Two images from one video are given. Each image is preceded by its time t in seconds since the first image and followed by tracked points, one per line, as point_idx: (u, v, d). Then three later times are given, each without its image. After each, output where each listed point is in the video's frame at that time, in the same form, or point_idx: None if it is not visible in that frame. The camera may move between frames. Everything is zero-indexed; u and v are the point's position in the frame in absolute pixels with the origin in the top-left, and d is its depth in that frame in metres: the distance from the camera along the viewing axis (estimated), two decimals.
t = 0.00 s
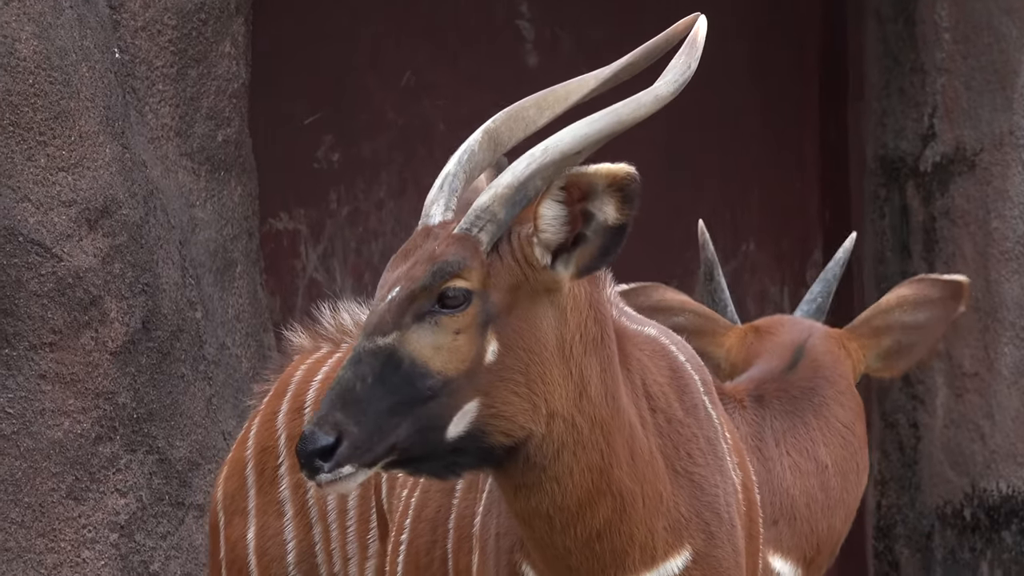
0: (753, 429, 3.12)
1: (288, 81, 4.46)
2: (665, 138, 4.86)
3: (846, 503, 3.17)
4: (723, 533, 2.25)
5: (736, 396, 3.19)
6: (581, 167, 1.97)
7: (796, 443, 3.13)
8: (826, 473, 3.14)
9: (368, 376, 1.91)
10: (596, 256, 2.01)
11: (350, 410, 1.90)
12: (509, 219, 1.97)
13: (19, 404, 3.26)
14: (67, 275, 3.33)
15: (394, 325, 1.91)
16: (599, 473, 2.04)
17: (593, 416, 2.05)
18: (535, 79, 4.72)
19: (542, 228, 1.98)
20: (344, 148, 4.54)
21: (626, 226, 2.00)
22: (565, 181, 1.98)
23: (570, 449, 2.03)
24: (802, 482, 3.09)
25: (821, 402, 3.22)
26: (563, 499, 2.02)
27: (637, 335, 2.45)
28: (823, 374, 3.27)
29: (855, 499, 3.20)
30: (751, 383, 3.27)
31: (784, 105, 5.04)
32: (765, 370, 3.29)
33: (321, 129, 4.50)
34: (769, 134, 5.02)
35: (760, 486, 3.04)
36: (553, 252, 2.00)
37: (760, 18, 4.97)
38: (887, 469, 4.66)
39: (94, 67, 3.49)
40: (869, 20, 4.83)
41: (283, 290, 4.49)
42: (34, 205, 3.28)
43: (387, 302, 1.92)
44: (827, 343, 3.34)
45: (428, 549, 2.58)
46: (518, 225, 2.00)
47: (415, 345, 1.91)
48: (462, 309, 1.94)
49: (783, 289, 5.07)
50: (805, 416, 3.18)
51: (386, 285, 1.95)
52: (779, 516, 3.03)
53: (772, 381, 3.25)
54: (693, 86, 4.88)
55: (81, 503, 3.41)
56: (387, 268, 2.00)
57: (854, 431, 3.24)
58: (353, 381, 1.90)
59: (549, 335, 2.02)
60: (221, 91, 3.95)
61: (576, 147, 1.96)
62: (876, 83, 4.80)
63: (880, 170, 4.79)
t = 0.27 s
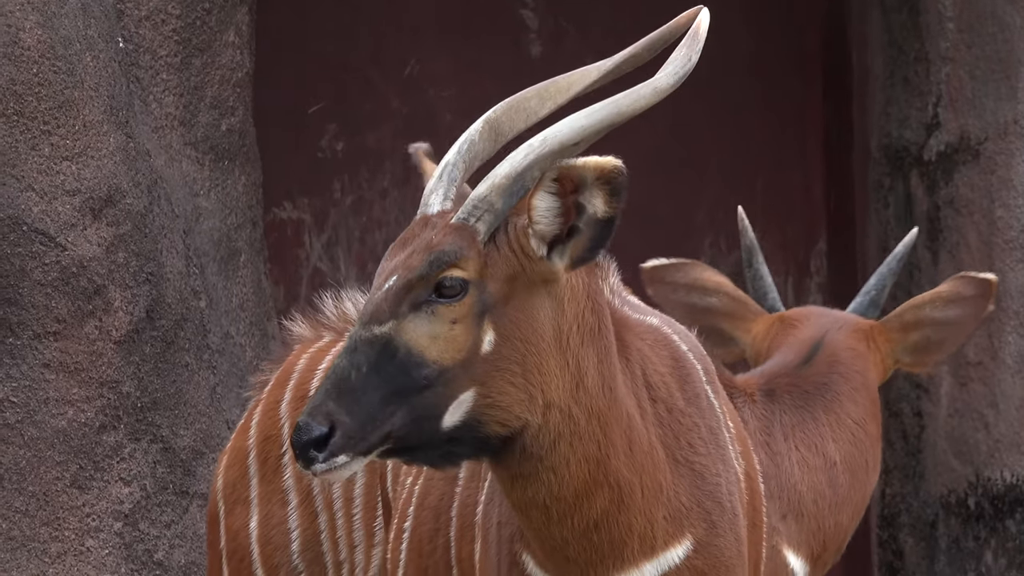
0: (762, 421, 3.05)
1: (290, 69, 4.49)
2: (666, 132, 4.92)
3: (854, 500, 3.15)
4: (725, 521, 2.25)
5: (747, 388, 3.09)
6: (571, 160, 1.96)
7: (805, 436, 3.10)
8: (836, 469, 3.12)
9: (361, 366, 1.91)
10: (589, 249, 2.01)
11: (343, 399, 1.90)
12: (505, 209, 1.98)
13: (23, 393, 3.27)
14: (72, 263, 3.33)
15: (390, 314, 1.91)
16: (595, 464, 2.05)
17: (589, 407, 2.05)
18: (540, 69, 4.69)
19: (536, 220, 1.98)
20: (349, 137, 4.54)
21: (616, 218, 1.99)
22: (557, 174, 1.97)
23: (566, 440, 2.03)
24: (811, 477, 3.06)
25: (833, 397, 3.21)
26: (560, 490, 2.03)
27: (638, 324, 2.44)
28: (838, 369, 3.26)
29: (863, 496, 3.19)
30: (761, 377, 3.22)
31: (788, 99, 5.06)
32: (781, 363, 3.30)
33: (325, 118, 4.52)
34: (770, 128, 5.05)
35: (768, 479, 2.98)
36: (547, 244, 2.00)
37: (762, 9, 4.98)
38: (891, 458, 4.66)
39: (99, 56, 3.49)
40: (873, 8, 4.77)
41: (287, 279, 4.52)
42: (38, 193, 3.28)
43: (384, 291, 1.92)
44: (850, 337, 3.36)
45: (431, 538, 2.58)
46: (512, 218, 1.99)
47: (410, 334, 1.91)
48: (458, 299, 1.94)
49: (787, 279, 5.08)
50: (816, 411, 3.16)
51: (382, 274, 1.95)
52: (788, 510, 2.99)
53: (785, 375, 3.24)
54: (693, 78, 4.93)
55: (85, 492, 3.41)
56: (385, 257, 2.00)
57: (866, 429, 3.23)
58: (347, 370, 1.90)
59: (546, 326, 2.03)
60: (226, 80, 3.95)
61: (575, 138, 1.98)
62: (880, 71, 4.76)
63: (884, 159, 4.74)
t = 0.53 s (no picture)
0: (777, 424, 3.09)
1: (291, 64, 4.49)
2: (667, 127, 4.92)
3: (868, 501, 3.14)
4: (724, 515, 2.25)
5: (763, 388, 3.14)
6: (603, 147, 1.98)
7: (819, 437, 3.12)
8: (849, 471, 3.11)
9: (386, 364, 1.86)
10: (611, 239, 2.02)
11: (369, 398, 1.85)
12: (520, 203, 1.96)
13: (24, 386, 3.30)
14: (72, 256, 3.33)
15: (413, 311, 1.86)
16: (592, 459, 2.05)
17: (587, 401, 2.05)
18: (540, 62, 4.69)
19: (556, 211, 1.99)
20: (349, 129, 4.54)
21: (645, 208, 2.01)
22: (582, 162, 1.99)
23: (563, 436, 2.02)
24: (824, 478, 3.07)
25: (849, 399, 3.18)
26: (557, 487, 2.03)
27: (636, 317, 2.44)
28: (856, 371, 3.21)
29: (879, 497, 3.17)
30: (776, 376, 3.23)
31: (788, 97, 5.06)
32: (799, 362, 3.28)
33: (326, 110, 4.52)
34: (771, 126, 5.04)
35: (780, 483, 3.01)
36: (564, 236, 2.00)
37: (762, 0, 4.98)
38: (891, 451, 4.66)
39: (100, 47, 3.47)
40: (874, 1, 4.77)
41: (288, 271, 4.52)
42: (39, 186, 3.29)
43: (404, 288, 1.87)
44: (871, 339, 3.28)
45: (430, 532, 2.59)
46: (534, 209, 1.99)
47: (430, 330, 1.88)
48: (478, 294, 1.92)
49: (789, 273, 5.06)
50: (830, 412, 3.16)
51: (395, 270, 1.90)
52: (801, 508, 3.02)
53: (799, 374, 3.23)
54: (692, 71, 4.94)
55: (86, 485, 3.42)
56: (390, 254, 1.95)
57: (881, 433, 3.18)
58: (371, 367, 1.85)
59: (552, 320, 2.02)
60: (227, 73, 3.94)
61: (588, 130, 1.99)
62: (880, 64, 4.75)
63: (885, 152, 4.74)
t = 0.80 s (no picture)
0: (802, 438, 3.02)
1: (289, 73, 4.51)
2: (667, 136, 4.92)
3: (890, 514, 3.07)
4: (717, 524, 2.25)
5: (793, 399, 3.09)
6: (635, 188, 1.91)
7: (842, 449, 3.05)
8: (871, 484, 3.03)
9: (469, 378, 1.78)
10: (627, 270, 2.00)
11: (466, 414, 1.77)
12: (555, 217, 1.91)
13: (22, 396, 3.27)
14: (70, 266, 3.33)
15: (484, 326, 1.79)
16: (589, 473, 2.03)
17: (585, 414, 2.03)
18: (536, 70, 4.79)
19: (576, 235, 1.95)
20: (348, 139, 4.56)
21: (666, 253, 1.98)
22: (611, 194, 1.94)
23: (566, 450, 1.99)
24: (848, 489, 3.01)
25: (873, 412, 3.09)
26: (558, 502, 2.01)
27: (629, 328, 2.45)
28: (881, 386, 3.11)
29: (902, 511, 3.09)
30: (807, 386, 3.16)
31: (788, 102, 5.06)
32: (826, 373, 3.19)
33: (325, 119, 4.54)
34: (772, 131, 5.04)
35: (803, 492, 2.95)
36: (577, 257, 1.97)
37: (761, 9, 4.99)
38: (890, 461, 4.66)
39: (99, 57, 3.48)
40: (873, 9, 4.81)
41: (286, 281, 4.54)
42: (37, 196, 3.28)
43: (469, 305, 1.79)
44: (899, 354, 3.16)
45: (426, 541, 2.59)
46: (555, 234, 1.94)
47: (497, 344, 1.81)
48: (533, 307, 1.86)
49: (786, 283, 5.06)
50: (854, 424, 3.08)
51: (451, 283, 1.81)
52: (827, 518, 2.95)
53: (828, 385, 3.15)
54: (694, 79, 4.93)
55: (84, 495, 3.41)
56: (431, 263, 1.84)
57: (905, 447, 3.10)
58: (457, 380, 1.77)
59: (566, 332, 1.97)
60: (225, 82, 3.95)
61: (602, 144, 1.97)
62: (879, 73, 4.79)
63: (884, 161, 4.78)
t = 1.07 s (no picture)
0: (838, 432, 3.17)
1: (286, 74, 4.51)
2: (664, 138, 4.94)
3: (927, 512, 3.16)
4: (713, 527, 2.28)
5: (828, 394, 3.22)
6: (663, 197, 2.12)
7: (878, 446, 3.16)
8: (906, 481, 3.14)
9: (535, 394, 1.97)
10: (652, 275, 2.24)
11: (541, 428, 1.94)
12: (583, 223, 2.11)
13: (19, 398, 3.27)
14: (67, 268, 3.32)
15: (540, 342, 1.99)
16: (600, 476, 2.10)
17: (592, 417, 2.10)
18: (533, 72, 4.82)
19: (601, 241, 2.15)
20: (346, 141, 4.57)
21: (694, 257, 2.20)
22: (637, 203, 2.14)
23: (587, 457, 2.08)
24: (881, 486, 3.12)
25: (909, 412, 3.19)
26: (574, 506, 2.08)
27: (623, 332, 2.51)
28: (917, 387, 3.21)
29: (939, 509, 3.18)
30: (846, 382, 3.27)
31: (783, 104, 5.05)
32: (863, 371, 3.29)
33: (321, 122, 4.55)
34: (767, 133, 5.04)
35: (841, 484, 3.08)
36: (604, 264, 2.20)
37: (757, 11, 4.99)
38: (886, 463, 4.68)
39: (95, 60, 3.47)
40: (870, 12, 4.84)
41: (284, 283, 4.57)
42: (34, 198, 3.28)
43: (522, 322, 1.98)
44: (936, 355, 3.25)
45: (419, 544, 2.65)
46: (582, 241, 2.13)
47: (553, 359, 2.01)
48: (575, 317, 2.06)
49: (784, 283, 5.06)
50: (890, 424, 3.18)
51: (500, 302, 2.00)
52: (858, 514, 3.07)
53: (864, 380, 3.26)
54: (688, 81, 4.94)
55: (81, 498, 3.40)
56: (470, 282, 2.02)
57: (941, 447, 3.19)
58: (527, 399, 1.96)
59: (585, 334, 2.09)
60: (222, 85, 3.96)
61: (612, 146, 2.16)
62: (877, 76, 4.81)
63: (880, 163, 4.80)
